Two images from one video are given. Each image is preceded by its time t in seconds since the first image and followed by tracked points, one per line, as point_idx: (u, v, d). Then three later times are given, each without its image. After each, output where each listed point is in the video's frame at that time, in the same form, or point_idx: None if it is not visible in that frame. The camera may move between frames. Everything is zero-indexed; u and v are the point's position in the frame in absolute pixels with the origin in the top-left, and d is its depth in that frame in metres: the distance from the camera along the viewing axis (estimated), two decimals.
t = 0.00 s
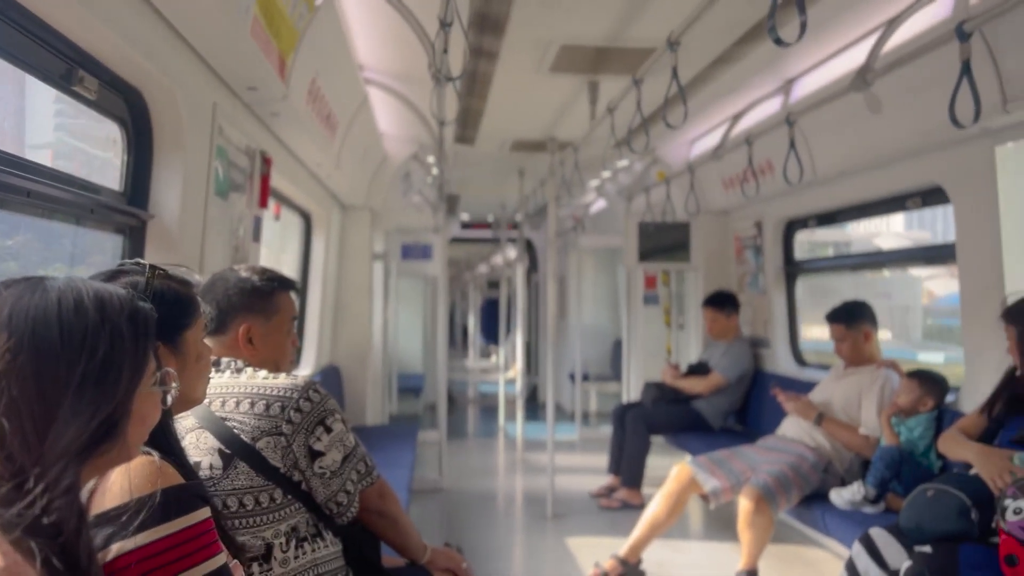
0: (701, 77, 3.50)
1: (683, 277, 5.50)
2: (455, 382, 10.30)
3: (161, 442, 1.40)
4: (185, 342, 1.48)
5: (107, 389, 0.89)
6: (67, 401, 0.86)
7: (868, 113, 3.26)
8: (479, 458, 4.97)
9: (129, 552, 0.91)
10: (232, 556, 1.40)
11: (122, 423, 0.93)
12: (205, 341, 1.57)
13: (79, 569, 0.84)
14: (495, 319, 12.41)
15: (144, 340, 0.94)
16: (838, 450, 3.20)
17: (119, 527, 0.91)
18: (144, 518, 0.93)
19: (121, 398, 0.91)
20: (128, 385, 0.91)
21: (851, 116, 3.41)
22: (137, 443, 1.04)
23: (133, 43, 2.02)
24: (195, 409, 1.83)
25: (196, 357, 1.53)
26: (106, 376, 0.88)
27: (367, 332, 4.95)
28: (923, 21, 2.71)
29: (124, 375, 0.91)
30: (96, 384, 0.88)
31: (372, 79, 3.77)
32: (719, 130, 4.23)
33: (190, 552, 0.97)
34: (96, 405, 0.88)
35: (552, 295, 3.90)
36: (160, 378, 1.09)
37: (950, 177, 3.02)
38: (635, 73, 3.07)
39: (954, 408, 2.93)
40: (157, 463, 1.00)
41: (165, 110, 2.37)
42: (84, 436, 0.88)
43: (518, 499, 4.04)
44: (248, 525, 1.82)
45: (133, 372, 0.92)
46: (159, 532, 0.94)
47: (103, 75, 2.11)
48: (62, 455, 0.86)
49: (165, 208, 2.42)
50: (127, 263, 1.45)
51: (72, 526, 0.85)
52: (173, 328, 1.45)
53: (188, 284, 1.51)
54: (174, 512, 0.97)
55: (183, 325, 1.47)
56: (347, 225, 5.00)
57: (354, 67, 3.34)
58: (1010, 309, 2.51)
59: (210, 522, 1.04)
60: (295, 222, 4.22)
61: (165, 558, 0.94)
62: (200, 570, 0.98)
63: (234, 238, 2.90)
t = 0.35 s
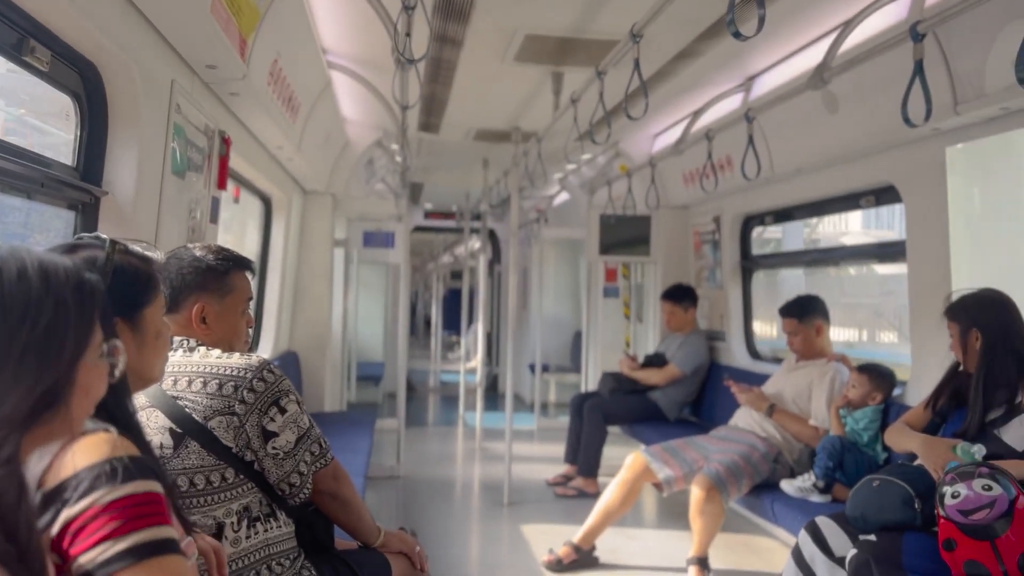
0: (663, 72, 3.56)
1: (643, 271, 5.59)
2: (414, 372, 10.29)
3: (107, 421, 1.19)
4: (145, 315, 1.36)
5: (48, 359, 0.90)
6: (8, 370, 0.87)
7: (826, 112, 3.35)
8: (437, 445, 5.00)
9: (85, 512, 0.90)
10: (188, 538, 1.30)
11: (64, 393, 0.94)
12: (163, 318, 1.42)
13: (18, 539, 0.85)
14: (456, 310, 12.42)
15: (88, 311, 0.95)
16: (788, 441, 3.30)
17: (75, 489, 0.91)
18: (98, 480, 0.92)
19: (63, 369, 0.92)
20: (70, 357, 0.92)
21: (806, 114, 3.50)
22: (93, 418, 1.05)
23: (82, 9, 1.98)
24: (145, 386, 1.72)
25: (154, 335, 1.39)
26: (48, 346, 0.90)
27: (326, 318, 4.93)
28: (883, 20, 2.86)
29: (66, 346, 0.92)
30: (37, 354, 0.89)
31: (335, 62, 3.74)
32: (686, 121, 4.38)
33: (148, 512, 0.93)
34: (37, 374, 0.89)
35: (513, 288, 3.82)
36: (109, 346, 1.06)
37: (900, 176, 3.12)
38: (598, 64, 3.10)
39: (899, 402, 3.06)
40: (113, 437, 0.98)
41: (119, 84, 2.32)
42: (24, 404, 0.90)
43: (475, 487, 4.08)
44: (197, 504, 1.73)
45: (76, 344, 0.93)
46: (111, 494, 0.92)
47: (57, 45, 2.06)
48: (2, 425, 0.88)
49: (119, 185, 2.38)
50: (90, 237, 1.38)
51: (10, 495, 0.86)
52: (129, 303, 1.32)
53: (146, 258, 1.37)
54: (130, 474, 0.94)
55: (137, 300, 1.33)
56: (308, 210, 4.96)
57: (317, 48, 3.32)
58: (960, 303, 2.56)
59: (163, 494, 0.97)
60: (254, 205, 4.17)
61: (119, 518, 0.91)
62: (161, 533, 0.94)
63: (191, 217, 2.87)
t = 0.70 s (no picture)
0: (645, 64, 3.57)
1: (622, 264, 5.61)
2: (392, 364, 10.26)
3: (77, 408, 1.08)
4: (114, 291, 1.26)
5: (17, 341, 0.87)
6: None
7: (807, 108, 3.37)
8: (415, 437, 4.99)
9: (37, 498, 0.87)
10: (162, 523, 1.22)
11: (32, 373, 0.91)
12: (133, 299, 1.31)
13: None
14: (436, 303, 12.39)
15: (59, 292, 0.92)
16: (764, 434, 3.33)
17: (29, 475, 0.88)
18: (52, 466, 0.89)
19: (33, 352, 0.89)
20: (40, 339, 0.90)
21: (786, 109, 3.53)
22: (58, 403, 1.02)
23: None
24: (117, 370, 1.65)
25: (123, 316, 1.29)
26: (15, 329, 0.87)
27: (304, 308, 4.89)
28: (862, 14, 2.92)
29: (33, 327, 0.89)
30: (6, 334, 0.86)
31: (315, 48, 3.71)
32: (667, 114, 4.43)
33: (103, 499, 0.90)
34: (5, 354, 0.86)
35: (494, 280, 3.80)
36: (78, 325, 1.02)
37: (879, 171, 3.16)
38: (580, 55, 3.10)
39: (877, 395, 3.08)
40: (73, 420, 0.96)
41: (93, 65, 2.27)
42: None
43: (453, 478, 4.07)
44: (170, 491, 1.66)
45: (48, 326, 0.90)
46: (63, 479, 0.89)
47: (30, 24, 2.00)
48: None
49: (94, 167, 2.33)
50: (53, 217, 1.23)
51: None
52: (96, 285, 1.22)
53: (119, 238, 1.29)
54: (88, 458, 0.92)
55: (103, 280, 1.22)
56: (286, 198, 4.91)
57: (298, 33, 3.28)
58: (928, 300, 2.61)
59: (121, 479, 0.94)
60: (231, 192, 4.12)
61: (72, 502, 0.88)
62: (117, 520, 0.91)
63: (168, 202, 2.82)
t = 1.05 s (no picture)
0: (636, 59, 3.58)
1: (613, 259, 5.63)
2: (383, 358, 10.25)
3: (58, 397, 1.06)
4: (102, 280, 1.23)
5: None
6: None
7: (797, 104, 3.40)
8: (404, 430, 5.00)
9: (11, 489, 0.87)
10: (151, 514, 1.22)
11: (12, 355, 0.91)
12: (121, 288, 1.29)
13: None
14: (427, 298, 12.38)
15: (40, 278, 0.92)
16: (753, 427, 3.36)
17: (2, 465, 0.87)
18: (27, 458, 0.88)
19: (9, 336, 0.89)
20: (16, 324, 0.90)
21: (777, 105, 3.55)
22: (40, 391, 1.01)
23: None
24: (105, 360, 1.64)
25: (110, 305, 1.26)
26: None
27: (294, 301, 4.89)
28: (850, 12, 2.96)
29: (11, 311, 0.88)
30: None
31: (307, 40, 3.70)
32: (660, 108, 4.45)
33: (79, 492, 0.90)
34: None
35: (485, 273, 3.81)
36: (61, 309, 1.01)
37: (867, 167, 3.19)
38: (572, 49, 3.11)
39: (864, 390, 3.13)
40: (53, 407, 0.94)
41: (83, 54, 2.26)
42: None
43: (443, 471, 4.08)
44: (158, 482, 1.65)
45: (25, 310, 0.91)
46: (38, 471, 0.88)
47: (20, 11, 1.98)
48: None
49: (83, 156, 2.32)
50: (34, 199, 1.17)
51: None
52: (86, 271, 1.19)
53: (105, 224, 1.26)
54: (68, 449, 0.91)
55: (90, 268, 1.20)
56: (277, 191, 4.90)
57: (290, 24, 3.28)
58: (941, 292, 2.53)
59: (99, 472, 0.94)
60: (222, 183, 4.10)
61: (46, 496, 0.87)
62: (93, 513, 0.91)
63: (158, 193, 2.82)
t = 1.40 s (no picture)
0: (637, 57, 3.59)
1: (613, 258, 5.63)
2: (382, 356, 10.25)
3: (57, 392, 1.05)
4: (101, 276, 1.22)
5: None
6: None
7: (798, 102, 3.40)
8: (403, 428, 5.00)
9: (17, 486, 0.87)
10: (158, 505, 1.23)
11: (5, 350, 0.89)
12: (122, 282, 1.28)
13: None
14: (427, 296, 12.39)
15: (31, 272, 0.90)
16: (752, 425, 3.36)
17: (6, 463, 0.88)
18: (30, 455, 0.89)
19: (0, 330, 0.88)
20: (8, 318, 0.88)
21: (777, 103, 3.56)
22: (39, 386, 1.00)
23: None
24: (105, 356, 1.64)
25: (110, 302, 1.25)
26: None
27: (294, 298, 4.89)
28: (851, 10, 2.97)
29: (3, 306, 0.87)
30: None
31: (308, 37, 3.70)
32: (660, 106, 4.45)
33: (84, 486, 0.90)
34: None
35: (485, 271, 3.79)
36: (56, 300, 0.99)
37: (868, 165, 3.20)
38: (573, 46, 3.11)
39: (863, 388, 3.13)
40: (57, 402, 0.94)
41: (84, 49, 2.26)
42: None
43: (442, 468, 4.09)
44: (158, 478, 1.67)
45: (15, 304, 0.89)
46: (42, 467, 0.89)
47: (21, 6, 1.98)
48: None
49: (84, 151, 2.32)
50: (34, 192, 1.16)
51: None
52: (90, 268, 1.18)
53: (107, 218, 1.26)
54: (70, 444, 0.92)
55: (91, 265, 1.18)
56: (278, 188, 4.90)
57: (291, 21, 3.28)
58: (943, 292, 2.52)
59: (104, 467, 0.94)
60: (222, 179, 4.10)
61: (51, 492, 0.88)
62: (97, 507, 0.91)
63: (159, 190, 2.82)
